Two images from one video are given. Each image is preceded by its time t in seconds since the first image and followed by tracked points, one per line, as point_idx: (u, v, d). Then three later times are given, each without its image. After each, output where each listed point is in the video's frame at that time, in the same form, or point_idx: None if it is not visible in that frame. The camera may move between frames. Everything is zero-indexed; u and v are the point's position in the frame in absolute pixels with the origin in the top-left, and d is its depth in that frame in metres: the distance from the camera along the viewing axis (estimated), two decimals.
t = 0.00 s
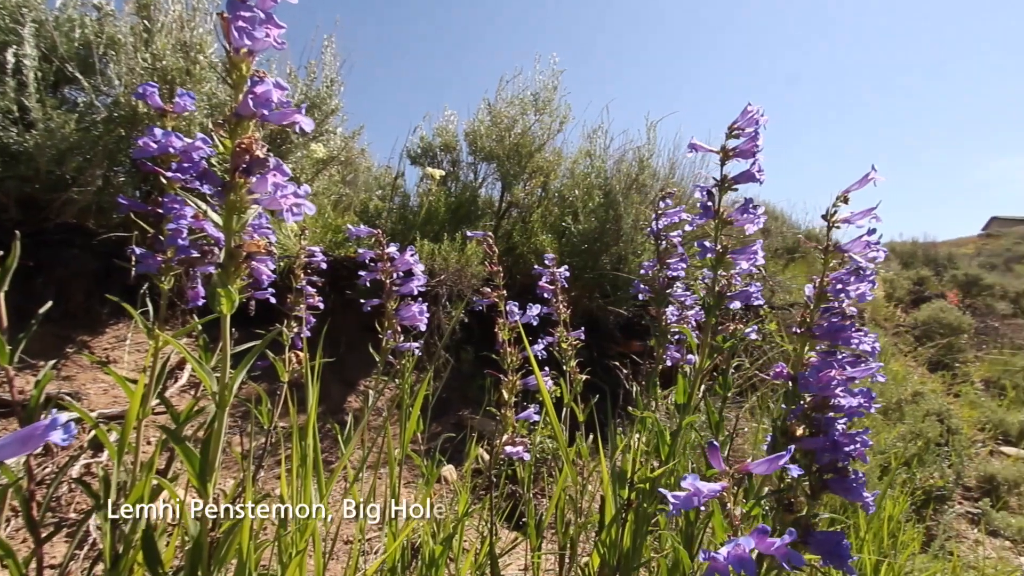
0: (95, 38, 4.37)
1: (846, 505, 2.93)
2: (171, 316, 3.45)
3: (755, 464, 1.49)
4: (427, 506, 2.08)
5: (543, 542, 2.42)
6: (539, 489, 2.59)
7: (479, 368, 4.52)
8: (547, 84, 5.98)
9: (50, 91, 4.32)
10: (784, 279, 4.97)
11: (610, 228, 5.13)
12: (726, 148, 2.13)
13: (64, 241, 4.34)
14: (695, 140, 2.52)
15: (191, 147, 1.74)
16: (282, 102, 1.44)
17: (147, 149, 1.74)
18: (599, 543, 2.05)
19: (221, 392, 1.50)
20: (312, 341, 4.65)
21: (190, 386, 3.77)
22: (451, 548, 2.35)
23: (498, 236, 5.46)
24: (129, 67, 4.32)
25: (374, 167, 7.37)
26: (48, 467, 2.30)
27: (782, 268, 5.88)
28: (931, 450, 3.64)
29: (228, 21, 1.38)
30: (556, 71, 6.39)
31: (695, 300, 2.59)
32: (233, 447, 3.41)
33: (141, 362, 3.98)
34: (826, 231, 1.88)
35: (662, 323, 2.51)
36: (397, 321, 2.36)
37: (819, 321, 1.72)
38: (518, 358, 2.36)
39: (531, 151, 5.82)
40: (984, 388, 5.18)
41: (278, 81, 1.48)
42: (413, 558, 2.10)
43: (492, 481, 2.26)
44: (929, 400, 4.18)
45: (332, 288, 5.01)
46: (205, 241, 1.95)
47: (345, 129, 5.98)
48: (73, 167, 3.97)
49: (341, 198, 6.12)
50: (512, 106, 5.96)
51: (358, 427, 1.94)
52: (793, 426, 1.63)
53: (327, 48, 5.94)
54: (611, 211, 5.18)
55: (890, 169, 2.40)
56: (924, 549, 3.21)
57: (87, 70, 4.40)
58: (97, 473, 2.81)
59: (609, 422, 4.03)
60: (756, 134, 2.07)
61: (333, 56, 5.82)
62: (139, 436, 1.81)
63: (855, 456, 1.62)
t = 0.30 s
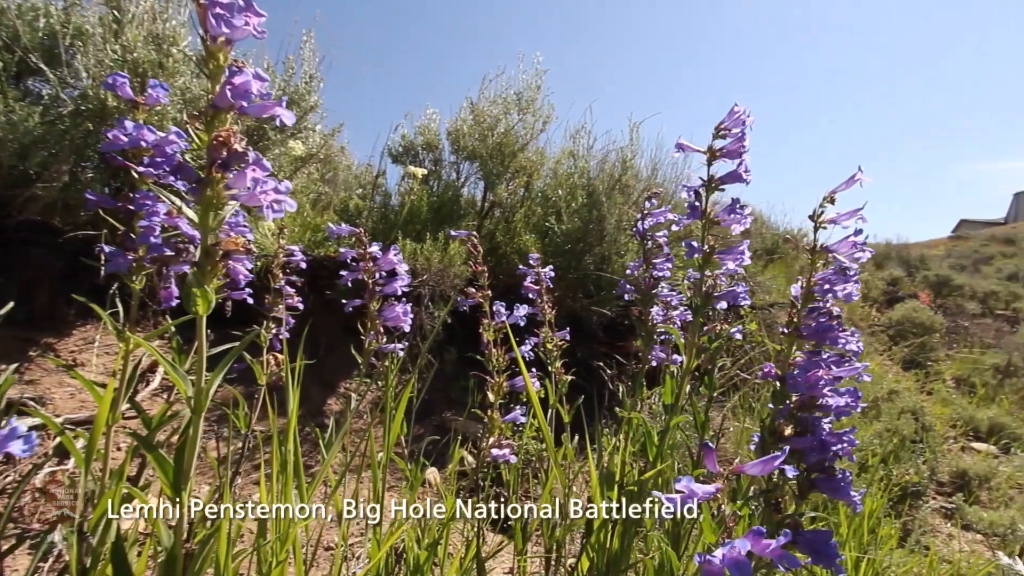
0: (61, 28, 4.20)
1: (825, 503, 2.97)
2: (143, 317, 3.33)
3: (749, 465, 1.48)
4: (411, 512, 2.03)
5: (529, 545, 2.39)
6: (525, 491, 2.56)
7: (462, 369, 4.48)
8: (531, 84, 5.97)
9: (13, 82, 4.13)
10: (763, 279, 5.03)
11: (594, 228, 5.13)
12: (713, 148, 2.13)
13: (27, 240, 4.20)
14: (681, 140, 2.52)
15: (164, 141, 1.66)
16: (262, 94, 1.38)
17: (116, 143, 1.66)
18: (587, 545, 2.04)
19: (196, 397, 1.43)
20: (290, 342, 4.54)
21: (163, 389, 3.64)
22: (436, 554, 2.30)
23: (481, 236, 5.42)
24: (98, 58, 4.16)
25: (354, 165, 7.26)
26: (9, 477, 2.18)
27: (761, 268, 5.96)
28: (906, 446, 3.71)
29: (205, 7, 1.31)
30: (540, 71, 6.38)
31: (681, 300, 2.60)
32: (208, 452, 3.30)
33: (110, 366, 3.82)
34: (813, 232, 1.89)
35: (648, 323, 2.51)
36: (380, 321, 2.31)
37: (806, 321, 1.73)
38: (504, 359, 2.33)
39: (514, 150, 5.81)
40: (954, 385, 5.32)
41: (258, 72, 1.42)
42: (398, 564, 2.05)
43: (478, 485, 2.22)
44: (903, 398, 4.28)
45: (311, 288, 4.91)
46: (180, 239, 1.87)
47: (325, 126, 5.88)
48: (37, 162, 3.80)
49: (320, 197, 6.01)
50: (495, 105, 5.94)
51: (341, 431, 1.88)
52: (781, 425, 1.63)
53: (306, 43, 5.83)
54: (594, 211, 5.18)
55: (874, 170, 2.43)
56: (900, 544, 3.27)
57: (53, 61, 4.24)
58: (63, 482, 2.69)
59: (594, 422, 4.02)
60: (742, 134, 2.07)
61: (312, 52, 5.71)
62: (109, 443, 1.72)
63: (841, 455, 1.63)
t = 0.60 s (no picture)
0: (28, 18, 4.04)
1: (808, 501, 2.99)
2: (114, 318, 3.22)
3: (744, 467, 1.44)
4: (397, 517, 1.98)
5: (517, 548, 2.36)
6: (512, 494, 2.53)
7: (446, 370, 4.43)
8: (516, 83, 5.96)
9: None
10: (745, 279, 5.09)
11: (578, 228, 5.12)
12: (701, 148, 2.13)
13: None
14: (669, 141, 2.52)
15: (138, 134, 1.59)
16: (243, 86, 1.33)
17: (87, 135, 1.59)
18: (576, 548, 2.02)
19: (172, 402, 1.37)
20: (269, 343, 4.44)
21: (136, 392, 3.52)
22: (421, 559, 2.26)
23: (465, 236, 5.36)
24: (66, 50, 4.01)
25: (335, 163, 7.15)
26: None
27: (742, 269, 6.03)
28: (884, 443, 3.78)
29: None
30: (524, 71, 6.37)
31: (668, 300, 2.60)
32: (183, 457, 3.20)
33: (80, 368, 3.67)
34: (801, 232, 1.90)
35: (635, 323, 2.52)
36: (364, 322, 2.25)
37: (795, 321, 1.73)
38: (492, 360, 2.30)
39: (498, 149, 5.79)
40: (928, 383, 5.44)
41: (239, 63, 1.36)
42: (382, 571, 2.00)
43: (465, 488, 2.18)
44: (880, 396, 4.36)
45: (291, 288, 4.82)
46: (155, 236, 1.80)
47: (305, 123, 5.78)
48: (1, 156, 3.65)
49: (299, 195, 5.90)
50: (480, 103, 5.92)
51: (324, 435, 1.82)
52: (770, 425, 1.63)
53: (286, 39, 5.72)
54: (578, 212, 5.18)
55: (860, 172, 2.46)
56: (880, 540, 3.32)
57: (18, 52, 4.07)
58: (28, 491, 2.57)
59: (580, 423, 4.00)
60: (730, 134, 2.07)
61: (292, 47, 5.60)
62: (77, 450, 1.64)
63: (830, 454, 1.63)
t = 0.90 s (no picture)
0: None
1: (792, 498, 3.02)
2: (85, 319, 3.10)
3: (742, 468, 1.44)
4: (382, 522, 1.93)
5: (505, 552, 2.32)
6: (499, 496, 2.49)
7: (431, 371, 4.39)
8: (500, 82, 5.94)
9: None
10: (727, 279, 5.14)
11: (563, 229, 5.12)
12: (689, 148, 2.13)
13: None
14: (657, 140, 2.52)
15: (110, 127, 1.52)
16: (224, 77, 1.27)
17: (55, 127, 1.51)
18: (566, 551, 2.00)
19: (147, 407, 1.31)
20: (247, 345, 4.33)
21: (107, 396, 3.39)
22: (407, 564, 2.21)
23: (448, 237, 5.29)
24: (33, 40, 3.86)
25: (315, 161, 7.02)
26: None
27: (723, 269, 6.09)
28: (862, 441, 3.85)
29: None
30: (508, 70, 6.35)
31: (655, 300, 2.61)
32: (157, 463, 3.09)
33: (47, 372, 3.53)
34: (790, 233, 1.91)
35: (623, 323, 2.52)
36: (348, 323, 2.18)
37: (785, 321, 1.74)
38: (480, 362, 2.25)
39: (482, 149, 5.75)
40: (903, 381, 5.56)
41: (219, 52, 1.31)
42: None
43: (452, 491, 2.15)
44: (859, 394, 4.44)
45: (270, 288, 4.72)
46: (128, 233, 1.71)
47: (284, 120, 5.67)
48: None
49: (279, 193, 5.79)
50: (464, 102, 5.90)
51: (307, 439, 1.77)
52: (760, 426, 1.62)
53: (264, 33, 5.60)
54: (563, 212, 5.18)
55: (845, 173, 2.49)
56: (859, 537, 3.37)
57: None
58: None
59: (565, 424, 3.98)
60: (719, 135, 2.07)
61: (271, 42, 5.49)
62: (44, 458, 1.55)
63: (819, 453, 1.64)
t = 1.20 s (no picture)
0: None
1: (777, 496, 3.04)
2: (54, 321, 2.98)
3: (739, 470, 1.43)
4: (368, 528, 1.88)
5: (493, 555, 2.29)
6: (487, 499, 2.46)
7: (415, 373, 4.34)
8: (485, 81, 5.92)
9: None
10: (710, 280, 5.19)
11: (548, 229, 5.10)
12: (678, 148, 2.13)
13: None
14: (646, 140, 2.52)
15: (81, 119, 1.45)
16: (206, 66, 1.22)
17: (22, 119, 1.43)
18: (556, 554, 1.98)
19: (122, 413, 1.24)
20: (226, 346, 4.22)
21: (78, 400, 3.27)
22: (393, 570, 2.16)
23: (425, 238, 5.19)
24: None
25: (295, 159, 6.90)
26: None
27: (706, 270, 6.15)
28: (843, 438, 3.91)
29: None
30: (494, 70, 6.34)
31: (644, 301, 2.61)
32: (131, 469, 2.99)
33: (14, 375, 3.39)
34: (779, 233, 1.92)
35: (612, 323, 2.51)
36: (333, 324, 2.12)
37: (775, 321, 1.74)
38: (470, 364, 2.20)
39: (466, 148, 5.71)
40: (880, 380, 5.68)
41: (200, 42, 1.26)
42: None
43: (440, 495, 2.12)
44: (838, 393, 4.52)
45: (249, 287, 4.63)
46: (101, 232, 1.64)
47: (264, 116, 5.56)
48: None
49: (258, 191, 5.67)
50: (448, 101, 5.88)
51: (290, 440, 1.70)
52: (751, 425, 1.62)
53: (243, 28, 5.48)
54: (548, 212, 5.17)
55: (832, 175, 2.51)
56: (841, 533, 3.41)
57: None
58: None
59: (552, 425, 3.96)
60: (708, 135, 2.08)
61: (251, 37, 5.38)
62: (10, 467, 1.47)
63: (809, 452, 1.64)
